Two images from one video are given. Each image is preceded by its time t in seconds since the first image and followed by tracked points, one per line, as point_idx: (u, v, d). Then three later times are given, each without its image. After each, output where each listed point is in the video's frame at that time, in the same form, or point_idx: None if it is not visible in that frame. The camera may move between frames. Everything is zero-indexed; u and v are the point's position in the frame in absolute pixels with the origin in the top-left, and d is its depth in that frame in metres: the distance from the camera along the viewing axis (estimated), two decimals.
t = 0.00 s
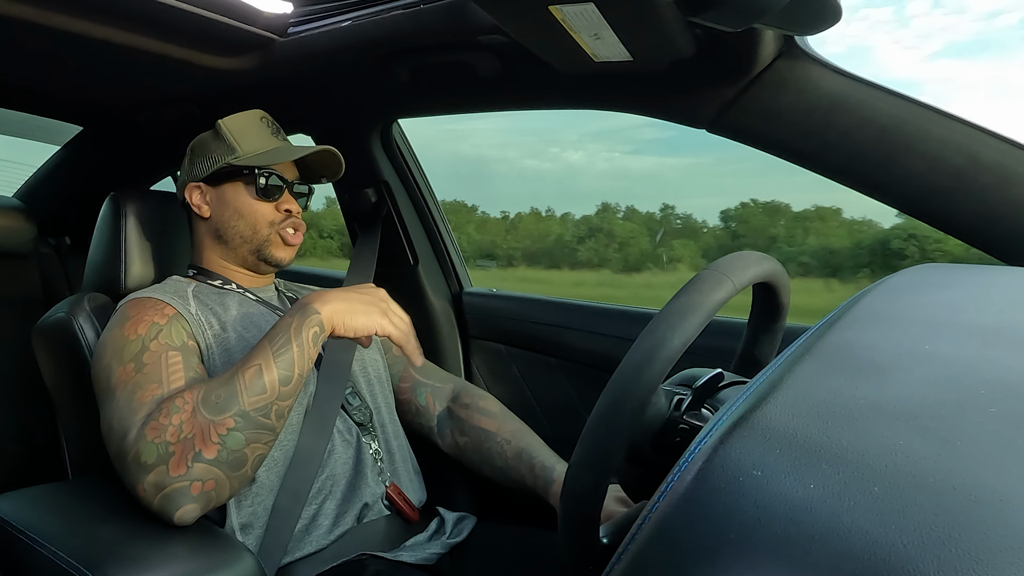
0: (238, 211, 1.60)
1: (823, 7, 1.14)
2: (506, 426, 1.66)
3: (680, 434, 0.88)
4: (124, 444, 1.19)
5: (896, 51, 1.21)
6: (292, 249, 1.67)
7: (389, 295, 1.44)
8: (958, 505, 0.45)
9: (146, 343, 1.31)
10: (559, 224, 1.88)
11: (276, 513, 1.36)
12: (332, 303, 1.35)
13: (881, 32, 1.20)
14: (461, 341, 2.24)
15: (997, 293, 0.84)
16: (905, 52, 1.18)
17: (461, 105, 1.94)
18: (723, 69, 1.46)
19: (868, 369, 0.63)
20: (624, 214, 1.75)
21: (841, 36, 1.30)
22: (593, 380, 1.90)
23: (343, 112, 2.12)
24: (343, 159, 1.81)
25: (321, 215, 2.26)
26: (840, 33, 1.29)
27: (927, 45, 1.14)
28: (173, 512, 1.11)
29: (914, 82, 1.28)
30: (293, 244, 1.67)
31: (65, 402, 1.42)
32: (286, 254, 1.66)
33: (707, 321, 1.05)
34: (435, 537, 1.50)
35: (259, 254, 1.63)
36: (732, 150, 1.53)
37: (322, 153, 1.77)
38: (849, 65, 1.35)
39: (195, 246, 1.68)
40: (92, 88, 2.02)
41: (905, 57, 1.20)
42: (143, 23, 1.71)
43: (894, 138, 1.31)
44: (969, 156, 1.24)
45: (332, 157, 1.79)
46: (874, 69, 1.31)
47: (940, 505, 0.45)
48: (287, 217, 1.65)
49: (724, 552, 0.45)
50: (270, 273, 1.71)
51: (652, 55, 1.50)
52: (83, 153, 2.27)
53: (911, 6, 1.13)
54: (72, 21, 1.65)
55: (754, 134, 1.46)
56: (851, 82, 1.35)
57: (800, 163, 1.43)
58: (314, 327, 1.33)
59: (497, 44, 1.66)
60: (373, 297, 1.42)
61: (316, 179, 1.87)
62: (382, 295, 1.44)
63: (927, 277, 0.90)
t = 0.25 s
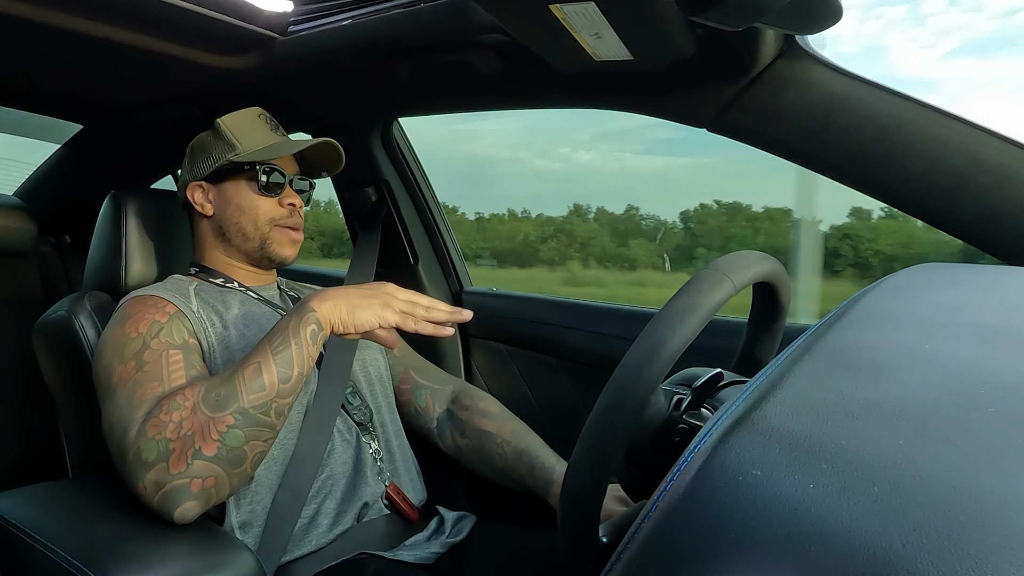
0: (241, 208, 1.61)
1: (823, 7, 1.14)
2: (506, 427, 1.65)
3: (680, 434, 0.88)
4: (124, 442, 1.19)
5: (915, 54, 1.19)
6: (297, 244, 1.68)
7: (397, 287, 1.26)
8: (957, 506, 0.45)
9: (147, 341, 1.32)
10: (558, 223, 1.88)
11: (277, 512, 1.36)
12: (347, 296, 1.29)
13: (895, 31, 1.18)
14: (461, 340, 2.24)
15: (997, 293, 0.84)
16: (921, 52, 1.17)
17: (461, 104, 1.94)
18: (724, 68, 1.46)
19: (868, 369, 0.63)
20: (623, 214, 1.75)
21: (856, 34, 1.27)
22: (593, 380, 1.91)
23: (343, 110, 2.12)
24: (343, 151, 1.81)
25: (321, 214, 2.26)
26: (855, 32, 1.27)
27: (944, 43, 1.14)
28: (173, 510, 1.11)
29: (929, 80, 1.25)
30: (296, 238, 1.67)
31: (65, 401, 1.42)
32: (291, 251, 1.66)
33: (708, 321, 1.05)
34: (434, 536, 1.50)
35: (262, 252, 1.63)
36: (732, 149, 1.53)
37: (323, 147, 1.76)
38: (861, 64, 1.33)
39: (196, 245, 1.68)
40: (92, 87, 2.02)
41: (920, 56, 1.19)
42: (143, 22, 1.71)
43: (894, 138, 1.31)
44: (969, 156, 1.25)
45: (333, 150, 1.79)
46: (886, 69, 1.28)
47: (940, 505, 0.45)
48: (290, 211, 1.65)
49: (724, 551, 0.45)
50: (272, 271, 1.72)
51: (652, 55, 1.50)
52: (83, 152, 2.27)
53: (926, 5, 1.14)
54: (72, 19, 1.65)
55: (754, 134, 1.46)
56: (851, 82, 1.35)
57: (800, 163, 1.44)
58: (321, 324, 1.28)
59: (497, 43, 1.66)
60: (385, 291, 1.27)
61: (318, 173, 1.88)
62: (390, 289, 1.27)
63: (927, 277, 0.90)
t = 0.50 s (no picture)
0: (239, 209, 1.61)
1: (823, 8, 1.15)
2: (505, 428, 1.65)
3: (679, 434, 0.88)
4: (122, 442, 1.19)
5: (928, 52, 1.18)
6: (295, 244, 1.68)
7: (392, 278, 1.27)
8: (957, 506, 0.45)
9: (146, 341, 1.31)
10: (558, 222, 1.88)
11: (276, 512, 1.36)
12: (343, 291, 1.29)
13: (910, 28, 1.17)
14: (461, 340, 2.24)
15: (997, 293, 0.84)
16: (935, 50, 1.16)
17: (461, 104, 1.94)
18: (724, 69, 1.46)
19: (868, 369, 0.63)
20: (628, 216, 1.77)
21: (870, 31, 1.24)
22: (593, 380, 1.91)
23: (343, 110, 2.12)
24: (340, 151, 1.81)
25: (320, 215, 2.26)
26: (868, 29, 1.24)
27: (958, 41, 1.14)
28: (172, 510, 1.11)
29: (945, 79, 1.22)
30: (295, 237, 1.67)
31: (64, 401, 1.42)
32: (290, 250, 1.66)
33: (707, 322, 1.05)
34: (434, 536, 1.51)
35: (260, 253, 1.62)
36: (732, 149, 1.53)
37: (320, 147, 1.77)
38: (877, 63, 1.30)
39: (195, 245, 1.68)
40: (92, 87, 2.02)
41: (935, 55, 1.17)
42: (143, 22, 1.71)
43: (894, 138, 1.31)
44: (969, 156, 1.25)
45: (329, 151, 1.79)
46: (902, 67, 1.25)
47: (940, 505, 0.45)
48: (287, 212, 1.65)
49: (724, 552, 0.45)
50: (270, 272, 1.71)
51: (652, 55, 1.50)
52: (83, 152, 2.27)
53: (942, 2, 1.14)
54: (72, 20, 1.65)
55: (754, 134, 1.46)
56: (851, 82, 1.35)
57: (800, 163, 1.44)
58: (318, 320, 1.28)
59: (497, 43, 1.66)
60: (380, 282, 1.28)
61: (315, 173, 1.88)
62: (385, 280, 1.28)
63: (926, 277, 0.90)
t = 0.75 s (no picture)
0: (238, 210, 1.60)
1: (823, 7, 1.14)
2: (504, 432, 1.65)
3: (680, 435, 0.88)
4: (121, 445, 1.19)
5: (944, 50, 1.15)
6: (296, 245, 1.67)
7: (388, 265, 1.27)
8: (958, 506, 0.45)
9: (146, 343, 1.32)
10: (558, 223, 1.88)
11: (278, 514, 1.36)
12: (340, 286, 1.29)
13: (927, 28, 1.14)
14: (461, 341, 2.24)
15: (998, 293, 0.84)
16: (953, 50, 1.14)
17: (461, 105, 1.94)
18: (724, 69, 1.46)
19: (868, 370, 0.63)
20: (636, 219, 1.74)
21: (885, 31, 1.19)
22: (592, 380, 1.90)
23: (343, 111, 2.12)
24: (341, 153, 1.81)
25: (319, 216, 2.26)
26: (882, 29, 1.20)
27: (976, 40, 1.12)
28: (170, 513, 1.11)
29: (962, 79, 1.18)
30: (296, 238, 1.66)
31: (65, 403, 1.42)
32: (290, 251, 1.66)
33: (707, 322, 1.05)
34: (435, 538, 1.51)
35: (261, 253, 1.62)
36: (732, 149, 1.53)
37: (320, 148, 1.76)
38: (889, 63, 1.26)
39: (196, 247, 1.68)
40: (92, 88, 2.02)
41: (951, 55, 1.15)
42: (143, 23, 1.71)
43: (894, 138, 1.31)
44: (969, 156, 1.25)
45: (328, 153, 1.80)
46: (916, 67, 1.21)
47: (940, 505, 0.45)
48: (287, 214, 1.65)
49: (724, 553, 0.45)
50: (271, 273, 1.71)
51: (652, 55, 1.50)
52: (83, 153, 2.27)
53: (959, 1, 1.12)
54: (72, 21, 1.65)
55: (754, 134, 1.46)
56: (851, 82, 1.35)
57: (800, 164, 1.43)
58: (317, 320, 1.29)
59: (497, 44, 1.66)
60: (375, 271, 1.27)
61: (316, 174, 1.88)
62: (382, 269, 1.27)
63: (926, 277, 0.90)
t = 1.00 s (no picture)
0: (235, 206, 1.60)
1: (822, 7, 1.15)
2: (505, 427, 1.66)
3: (679, 434, 0.88)
4: (121, 442, 1.19)
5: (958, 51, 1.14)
6: (294, 240, 1.66)
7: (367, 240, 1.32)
8: (957, 506, 0.45)
9: (145, 341, 1.32)
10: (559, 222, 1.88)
11: (276, 513, 1.36)
12: (329, 276, 1.33)
13: (941, 28, 1.13)
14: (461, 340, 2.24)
15: (999, 293, 0.84)
16: (969, 49, 1.13)
17: (462, 103, 1.94)
18: (724, 68, 1.46)
19: (868, 369, 0.63)
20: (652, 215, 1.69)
21: (899, 32, 1.17)
22: (593, 379, 1.91)
23: (344, 109, 2.12)
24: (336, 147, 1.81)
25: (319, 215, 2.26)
26: (896, 30, 1.18)
27: (991, 40, 1.11)
28: (171, 510, 1.11)
29: (978, 79, 1.16)
30: (293, 233, 1.66)
31: (65, 400, 1.42)
32: (288, 247, 1.65)
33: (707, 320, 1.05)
34: (434, 535, 1.51)
35: (258, 249, 1.62)
36: (732, 148, 1.53)
37: (317, 142, 1.76)
38: (900, 64, 1.24)
39: (195, 244, 1.68)
40: (93, 86, 2.02)
41: (967, 55, 1.14)
42: (143, 21, 1.71)
43: (895, 137, 1.31)
44: (970, 155, 1.25)
45: (325, 146, 1.80)
46: (932, 68, 1.20)
47: (940, 505, 0.45)
48: (284, 208, 1.64)
49: (723, 552, 0.45)
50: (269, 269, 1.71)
51: (652, 54, 1.50)
52: (84, 151, 2.27)
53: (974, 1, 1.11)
54: (73, 19, 1.65)
55: (755, 134, 1.46)
56: (851, 81, 1.35)
57: (801, 163, 1.43)
58: (316, 314, 1.31)
59: (497, 42, 1.66)
60: (358, 248, 1.32)
61: (314, 169, 1.88)
62: (363, 245, 1.32)
63: (927, 276, 0.90)
